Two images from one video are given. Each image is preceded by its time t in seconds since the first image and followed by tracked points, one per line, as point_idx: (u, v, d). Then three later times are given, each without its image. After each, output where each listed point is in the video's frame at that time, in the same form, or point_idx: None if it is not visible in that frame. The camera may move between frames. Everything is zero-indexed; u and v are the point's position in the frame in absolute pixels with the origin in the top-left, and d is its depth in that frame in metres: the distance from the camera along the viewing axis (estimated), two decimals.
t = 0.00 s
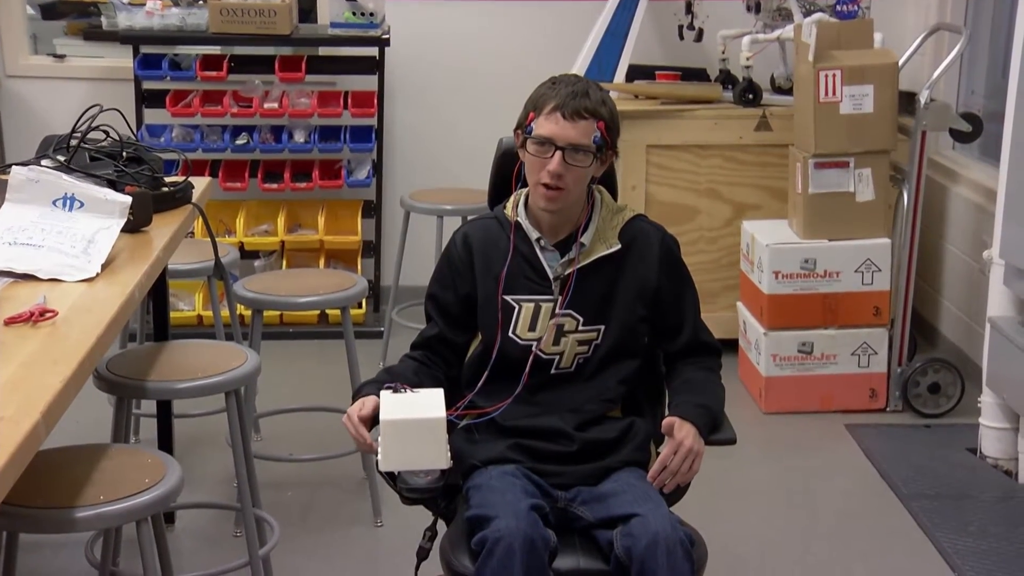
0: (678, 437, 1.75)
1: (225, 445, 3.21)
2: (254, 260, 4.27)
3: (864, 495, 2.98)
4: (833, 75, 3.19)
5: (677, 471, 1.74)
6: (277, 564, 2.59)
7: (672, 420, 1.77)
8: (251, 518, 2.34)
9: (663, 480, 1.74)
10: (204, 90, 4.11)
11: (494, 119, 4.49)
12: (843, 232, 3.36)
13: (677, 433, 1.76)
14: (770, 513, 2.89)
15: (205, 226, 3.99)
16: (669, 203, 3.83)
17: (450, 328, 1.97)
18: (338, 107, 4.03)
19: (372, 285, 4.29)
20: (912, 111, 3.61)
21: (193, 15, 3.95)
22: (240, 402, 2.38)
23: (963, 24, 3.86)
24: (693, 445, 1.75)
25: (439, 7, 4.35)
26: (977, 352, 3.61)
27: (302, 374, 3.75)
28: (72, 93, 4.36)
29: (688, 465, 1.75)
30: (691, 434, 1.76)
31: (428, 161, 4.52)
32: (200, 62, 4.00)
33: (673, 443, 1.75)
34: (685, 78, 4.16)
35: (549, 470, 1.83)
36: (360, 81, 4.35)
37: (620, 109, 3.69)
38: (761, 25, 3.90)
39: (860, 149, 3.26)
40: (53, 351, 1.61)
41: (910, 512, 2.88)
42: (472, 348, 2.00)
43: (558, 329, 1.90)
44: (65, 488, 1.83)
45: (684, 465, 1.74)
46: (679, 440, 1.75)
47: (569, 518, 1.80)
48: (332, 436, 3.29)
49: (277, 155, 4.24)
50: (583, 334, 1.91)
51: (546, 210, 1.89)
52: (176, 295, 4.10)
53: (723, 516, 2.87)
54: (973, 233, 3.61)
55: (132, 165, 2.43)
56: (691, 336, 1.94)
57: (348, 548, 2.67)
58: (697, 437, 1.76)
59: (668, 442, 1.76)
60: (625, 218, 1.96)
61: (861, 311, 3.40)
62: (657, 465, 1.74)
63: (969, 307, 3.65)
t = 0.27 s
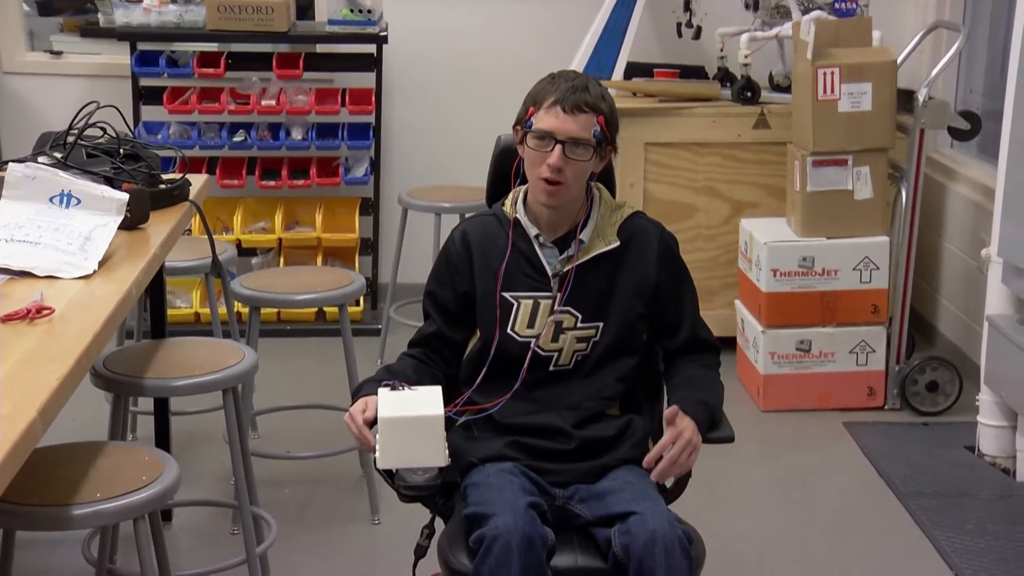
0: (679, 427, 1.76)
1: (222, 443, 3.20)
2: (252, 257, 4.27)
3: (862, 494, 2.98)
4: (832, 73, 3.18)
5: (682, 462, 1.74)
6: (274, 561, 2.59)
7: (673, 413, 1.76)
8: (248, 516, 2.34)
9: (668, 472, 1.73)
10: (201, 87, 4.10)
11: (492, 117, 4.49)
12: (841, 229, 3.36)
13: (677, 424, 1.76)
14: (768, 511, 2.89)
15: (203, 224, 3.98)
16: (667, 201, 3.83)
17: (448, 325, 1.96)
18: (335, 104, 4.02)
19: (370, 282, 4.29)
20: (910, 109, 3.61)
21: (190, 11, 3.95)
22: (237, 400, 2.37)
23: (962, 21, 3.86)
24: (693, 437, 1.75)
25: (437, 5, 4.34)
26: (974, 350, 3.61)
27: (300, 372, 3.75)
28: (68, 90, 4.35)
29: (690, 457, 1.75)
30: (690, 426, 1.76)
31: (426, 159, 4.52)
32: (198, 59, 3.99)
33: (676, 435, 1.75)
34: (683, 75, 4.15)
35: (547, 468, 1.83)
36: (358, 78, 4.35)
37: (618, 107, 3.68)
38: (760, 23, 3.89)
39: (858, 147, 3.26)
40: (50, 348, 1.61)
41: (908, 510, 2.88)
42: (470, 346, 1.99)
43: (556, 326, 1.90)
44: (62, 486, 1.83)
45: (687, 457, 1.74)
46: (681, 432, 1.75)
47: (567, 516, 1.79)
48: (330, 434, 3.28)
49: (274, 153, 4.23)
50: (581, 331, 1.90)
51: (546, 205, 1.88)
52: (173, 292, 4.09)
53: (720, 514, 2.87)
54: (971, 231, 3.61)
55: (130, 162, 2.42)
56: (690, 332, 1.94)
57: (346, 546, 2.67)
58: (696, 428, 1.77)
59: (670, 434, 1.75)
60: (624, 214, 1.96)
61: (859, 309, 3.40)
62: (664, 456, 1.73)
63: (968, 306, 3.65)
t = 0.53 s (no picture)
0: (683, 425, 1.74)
1: (220, 443, 3.19)
2: (250, 257, 4.26)
3: (862, 495, 2.97)
4: (832, 73, 3.18)
5: (689, 460, 1.71)
6: (273, 562, 2.58)
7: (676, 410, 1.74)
8: (247, 517, 2.33)
9: (676, 470, 1.70)
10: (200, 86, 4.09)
11: (491, 116, 4.48)
12: (842, 230, 3.35)
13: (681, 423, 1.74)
14: (768, 512, 2.88)
15: (201, 224, 3.97)
16: (667, 201, 3.82)
17: (448, 326, 1.95)
18: (334, 104, 4.01)
19: (369, 282, 4.28)
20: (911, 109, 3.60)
21: (188, 10, 3.94)
22: (235, 400, 2.36)
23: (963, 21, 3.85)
24: (696, 436, 1.73)
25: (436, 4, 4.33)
26: (975, 351, 3.60)
27: (299, 372, 3.74)
28: (66, 89, 4.34)
29: (695, 456, 1.72)
30: (693, 425, 1.75)
31: (425, 158, 4.51)
32: (196, 58, 3.97)
33: (681, 432, 1.73)
34: (683, 75, 4.14)
35: (546, 469, 1.82)
36: (357, 78, 4.34)
37: (618, 107, 3.67)
38: (760, 22, 3.88)
39: (859, 147, 3.25)
40: (47, 348, 1.60)
41: (909, 511, 2.87)
42: (469, 346, 1.98)
43: (556, 326, 1.89)
44: (60, 486, 1.82)
45: (694, 455, 1.71)
46: (686, 430, 1.73)
47: (567, 517, 1.78)
48: (329, 434, 3.27)
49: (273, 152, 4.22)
50: (581, 331, 1.90)
51: (545, 203, 1.87)
52: (172, 292, 4.08)
53: (720, 515, 2.86)
54: (972, 231, 3.60)
55: (128, 161, 2.41)
56: (690, 332, 1.93)
57: (344, 547, 2.66)
58: (698, 428, 1.76)
59: (675, 432, 1.73)
60: (624, 214, 1.95)
61: (859, 309, 3.39)
62: (673, 452, 1.70)
63: (968, 306, 3.64)
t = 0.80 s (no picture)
0: (680, 427, 1.72)
1: (216, 445, 3.18)
2: (246, 258, 4.25)
3: (861, 497, 2.96)
4: (831, 74, 3.16)
5: (690, 460, 1.69)
6: (269, 564, 2.56)
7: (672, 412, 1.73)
8: (242, 520, 2.31)
9: (678, 472, 1.67)
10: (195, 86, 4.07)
11: (489, 116, 4.46)
12: (840, 230, 3.34)
13: (678, 424, 1.73)
14: (766, 514, 2.87)
15: (196, 224, 3.96)
16: (665, 202, 3.81)
17: (444, 327, 1.94)
18: (330, 104, 3.99)
19: (365, 283, 4.26)
20: (910, 110, 3.59)
21: (184, 9, 3.92)
22: (231, 403, 2.35)
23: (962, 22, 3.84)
24: (695, 437, 1.72)
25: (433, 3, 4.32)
26: (974, 352, 3.59)
27: (295, 374, 3.72)
28: (61, 88, 4.32)
29: (696, 456, 1.70)
30: (690, 426, 1.73)
31: (422, 159, 4.49)
32: (192, 58, 3.96)
33: (679, 433, 1.71)
34: (681, 75, 4.13)
35: (543, 471, 1.81)
36: (353, 78, 4.32)
37: (616, 107, 3.66)
38: (758, 23, 3.87)
39: (858, 148, 3.24)
40: (40, 350, 1.58)
41: (908, 514, 2.86)
42: (467, 348, 1.97)
43: (554, 328, 1.87)
44: (54, 488, 1.81)
45: (694, 456, 1.69)
46: (683, 431, 1.72)
47: (564, 519, 1.77)
48: (325, 436, 3.26)
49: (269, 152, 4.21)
50: (579, 333, 1.88)
51: (543, 205, 1.86)
52: (167, 293, 4.07)
53: (718, 517, 2.85)
54: (971, 233, 3.59)
55: (122, 162, 2.40)
56: (689, 334, 1.92)
57: (340, 549, 2.64)
58: (694, 429, 1.74)
59: (672, 434, 1.71)
60: (622, 215, 1.94)
61: (857, 311, 3.38)
62: (673, 453, 1.68)
63: (967, 308, 3.63)
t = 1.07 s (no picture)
0: (678, 427, 1.70)
1: (213, 445, 3.17)
2: (243, 258, 4.24)
3: (860, 497, 2.95)
4: (829, 72, 3.15)
5: (687, 461, 1.67)
6: (266, 565, 2.56)
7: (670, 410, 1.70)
8: (239, 521, 2.31)
9: (675, 472, 1.66)
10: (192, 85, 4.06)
11: (487, 115, 4.45)
12: (839, 229, 3.34)
13: (676, 423, 1.70)
14: (764, 514, 2.86)
15: (193, 224, 3.95)
16: (663, 201, 3.80)
17: (441, 327, 1.93)
18: (327, 103, 3.98)
19: (363, 283, 4.26)
20: (908, 109, 3.59)
21: (180, 8, 3.91)
22: (227, 403, 2.34)
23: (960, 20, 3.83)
24: (692, 437, 1.70)
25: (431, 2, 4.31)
26: (973, 351, 3.59)
27: (292, 374, 3.71)
28: (57, 88, 4.31)
29: (694, 456, 1.69)
30: (687, 426, 1.71)
31: (420, 158, 4.48)
32: (188, 57, 3.95)
33: (677, 434, 1.69)
34: (679, 74, 4.12)
35: (540, 472, 1.80)
36: (350, 77, 4.31)
37: (613, 106, 3.66)
38: (756, 21, 3.87)
39: (857, 147, 3.23)
40: (33, 351, 1.58)
41: (907, 514, 2.85)
42: (464, 348, 1.96)
43: (551, 328, 1.87)
44: (49, 489, 1.80)
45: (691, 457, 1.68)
46: (681, 431, 1.69)
47: (562, 520, 1.76)
48: (322, 437, 3.25)
49: (266, 151, 4.20)
50: (576, 333, 1.88)
51: (540, 205, 1.85)
52: (164, 293, 4.06)
53: (717, 516, 2.84)
54: (970, 231, 3.59)
55: (118, 162, 2.39)
56: (687, 334, 1.91)
57: (337, 550, 2.63)
58: (691, 427, 1.72)
59: (671, 434, 1.69)
60: (619, 215, 1.93)
61: (856, 310, 3.37)
62: (672, 455, 1.66)
63: (966, 307, 3.63)
